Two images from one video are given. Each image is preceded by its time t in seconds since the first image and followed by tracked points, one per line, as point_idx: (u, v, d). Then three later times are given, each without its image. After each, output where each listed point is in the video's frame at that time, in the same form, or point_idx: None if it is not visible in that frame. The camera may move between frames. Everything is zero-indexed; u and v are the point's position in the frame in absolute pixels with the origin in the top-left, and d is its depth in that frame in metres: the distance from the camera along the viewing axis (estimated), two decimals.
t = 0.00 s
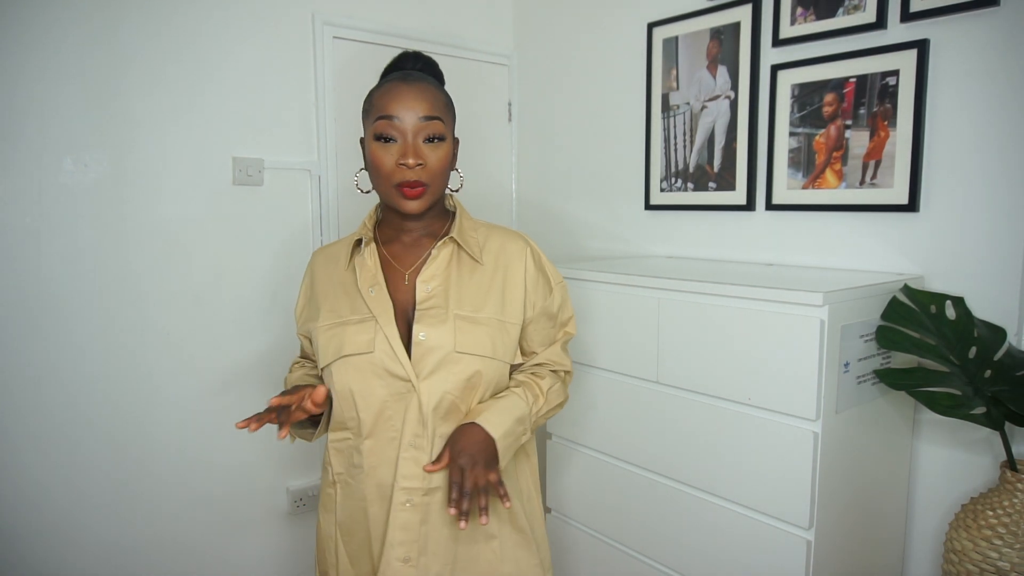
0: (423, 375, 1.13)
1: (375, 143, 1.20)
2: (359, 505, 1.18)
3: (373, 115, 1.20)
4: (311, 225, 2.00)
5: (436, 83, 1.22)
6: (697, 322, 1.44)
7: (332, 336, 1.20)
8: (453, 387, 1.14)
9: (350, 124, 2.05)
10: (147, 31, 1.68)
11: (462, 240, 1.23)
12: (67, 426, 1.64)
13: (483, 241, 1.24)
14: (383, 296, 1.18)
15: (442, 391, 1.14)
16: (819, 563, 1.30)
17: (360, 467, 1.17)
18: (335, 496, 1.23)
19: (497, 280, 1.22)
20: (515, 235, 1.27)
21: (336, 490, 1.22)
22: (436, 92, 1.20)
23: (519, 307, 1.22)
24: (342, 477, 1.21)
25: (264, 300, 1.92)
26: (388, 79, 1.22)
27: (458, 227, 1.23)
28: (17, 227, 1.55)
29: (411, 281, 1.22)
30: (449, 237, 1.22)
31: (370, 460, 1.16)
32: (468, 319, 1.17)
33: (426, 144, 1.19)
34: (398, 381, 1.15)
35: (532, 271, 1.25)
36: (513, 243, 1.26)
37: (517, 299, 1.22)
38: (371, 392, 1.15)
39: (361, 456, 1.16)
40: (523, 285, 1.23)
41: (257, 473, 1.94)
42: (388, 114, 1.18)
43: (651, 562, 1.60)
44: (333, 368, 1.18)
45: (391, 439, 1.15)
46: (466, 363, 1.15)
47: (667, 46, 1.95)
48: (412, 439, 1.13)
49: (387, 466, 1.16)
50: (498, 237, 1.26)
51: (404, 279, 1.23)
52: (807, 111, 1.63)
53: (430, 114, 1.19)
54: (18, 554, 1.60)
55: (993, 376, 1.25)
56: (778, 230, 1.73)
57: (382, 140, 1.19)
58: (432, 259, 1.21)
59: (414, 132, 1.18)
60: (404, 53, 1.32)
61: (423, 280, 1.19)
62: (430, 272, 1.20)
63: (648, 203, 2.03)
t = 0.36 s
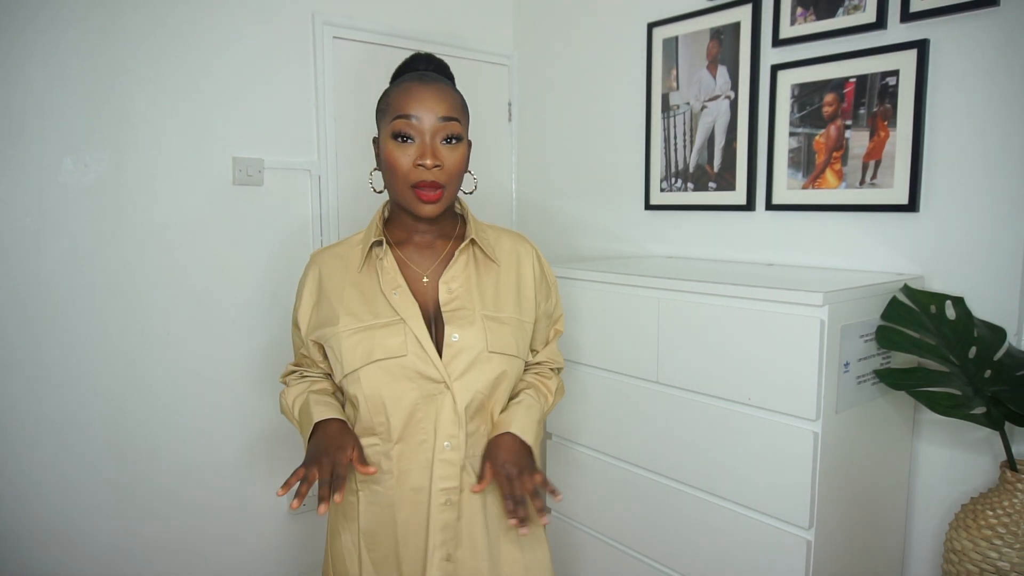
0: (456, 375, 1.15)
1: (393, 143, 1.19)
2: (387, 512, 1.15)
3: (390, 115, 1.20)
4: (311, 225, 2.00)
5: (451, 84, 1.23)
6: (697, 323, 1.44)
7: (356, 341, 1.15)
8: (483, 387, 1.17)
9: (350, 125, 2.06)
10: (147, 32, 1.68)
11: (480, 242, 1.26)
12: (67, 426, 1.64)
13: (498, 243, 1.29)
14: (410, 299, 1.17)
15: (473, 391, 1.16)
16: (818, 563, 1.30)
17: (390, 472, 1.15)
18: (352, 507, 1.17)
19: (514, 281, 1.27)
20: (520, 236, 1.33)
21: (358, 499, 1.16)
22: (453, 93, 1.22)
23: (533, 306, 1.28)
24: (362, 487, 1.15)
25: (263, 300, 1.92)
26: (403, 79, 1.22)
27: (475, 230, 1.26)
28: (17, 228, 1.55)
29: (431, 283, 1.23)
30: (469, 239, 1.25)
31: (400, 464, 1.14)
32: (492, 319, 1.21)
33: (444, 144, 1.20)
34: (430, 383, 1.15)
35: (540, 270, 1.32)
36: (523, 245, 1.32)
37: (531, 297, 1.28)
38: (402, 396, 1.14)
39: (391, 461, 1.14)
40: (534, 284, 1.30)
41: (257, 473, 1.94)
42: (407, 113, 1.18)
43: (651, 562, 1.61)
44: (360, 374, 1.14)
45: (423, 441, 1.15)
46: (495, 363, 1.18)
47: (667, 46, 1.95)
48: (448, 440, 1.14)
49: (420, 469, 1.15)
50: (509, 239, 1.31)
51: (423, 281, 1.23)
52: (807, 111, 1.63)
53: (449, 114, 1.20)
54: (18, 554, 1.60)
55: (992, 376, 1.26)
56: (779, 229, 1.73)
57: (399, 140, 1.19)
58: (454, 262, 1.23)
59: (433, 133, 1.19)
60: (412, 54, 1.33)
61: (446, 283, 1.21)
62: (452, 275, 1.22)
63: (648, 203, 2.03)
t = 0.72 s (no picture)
0: (476, 381, 1.17)
1: (407, 145, 1.19)
2: (404, 515, 1.16)
3: (404, 116, 1.20)
4: (311, 225, 2.00)
5: (461, 85, 1.24)
6: (697, 323, 1.44)
7: (375, 347, 1.14)
8: (501, 392, 1.20)
9: (349, 125, 2.06)
10: (147, 32, 1.68)
11: (492, 247, 1.28)
12: (66, 426, 1.64)
13: (506, 248, 1.32)
14: (429, 305, 1.18)
15: (492, 396, 1.18)
16: (818, 563, 1.30)
17: (409, 477, 1.15)
18: (364, 512, 1.16)
19: (523, 286, 1.31)
20: (524, 241, 1.37)
21: (368, 503, 1.15)
22: (464, 93, 1.22)
23: (540, 311, 1.32)
24: (377, 492, 1.15)
25: (263, 300, 1.92)
26: (415, 81, 1.22)
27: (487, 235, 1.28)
28: (16, 228, 1.55)
29: (445, 288, 1.24)
30: (483, 245, 1.26)
31: (418, 467, 1.16)
32: (508, 325, 1.23)
33: (458, 144, 1.20)
34: (450, 389, 1.16)
35: (543, 273, 1.36)
36: (529, 250, 1.36)
37: (537, 302, 1.32)
38: (422, 401, 1.15)
39: (409, 465, 1.15)
40: (540, 289, 1.34)
41: (257, 473, 1.94)
42: (421, 113, 1.19)
43: (650, 561, 1.61)
44: (380, 380, 1.13)
45: (441, 445, 1.17)
46: (511, 369, 1.21)
47: (667, 46, 1.95)
48: (470, 444, 1.16)
49: (438, 472, 1.17)
50: (516, 244, 1.34)
51: (436, 285, 1.24)
52: (807, 111, 1.63)
53: (461, 114, 1.21)
54: (18, 554, 1.60)
55: (993, 376, 1.26)
56: (780, 230, 1.73)
57: (414, 140, 1.19)
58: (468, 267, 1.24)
59: (447, 133, 1.19)
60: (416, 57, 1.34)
61: (462, 288, 1.22)
62: (467, 280, 1.23)
63: (648, 203, 2.03)
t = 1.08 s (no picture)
0: (475, 380, 1.17)
1: (406, 149, 1.19)
2: (404, 514, 1.16)
3: (404, 120, 1.20)
4: (310, 225, 2.00)
5: (461, 90, 1.24)
6: (697, 323, 1.44)
7: (375, 346, 1.14)
8: (500, 391, 1.20)
9: (349, 125, 2.05)
10: (146, 32, 1.68)
11: (491, 248, 1.28)
12: (66, 426, 1.64)
13: (505, 249, 1.32)
14: (428, 305, 1.18)
15: (490, 395, 1.18)
16: (818, 563, 1.30)
17: (408, 476, 1.15)
18: (362, 512, 1.15)
19: (522, 286, 1.31)
20: (523, 242, 1.37)
21: (366, 503, 1.15)
22: (464, 99, 1.22)
23: (538, 311, 1.33)
24: (375, 491, 1.15)
25: (263, 300, 1.92)
26: (414, 84, 1.22)
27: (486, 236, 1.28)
28: (17, 228, 1.55)
29: (443, 288, 1.24)
30: (482, 245, 1.27)
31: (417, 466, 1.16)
32: (507, 325, 1.24)
33: (458, 150, 1.20)
34: (448, 388, 1.16)
35: (540, 273, 1.37)
36: (528, 251, 1.36)
37: (535, 302, 1.33)
38: (421, 400, 1.15)
39: (408, 464, 1.15)
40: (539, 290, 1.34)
41: (257, 473, 1.94)
42: (421, 119, 1.19)
43: (650, 561, 1.61)
44: (379, 379, 1.13)
45: (440, 444, 1.17)
46: (510, 368, 1.21)
47: (667, 46, 1.95)
48: (469, 442, 1.17)
49: (438, 470, 1.17)
50: (516, 245, 1.34)
51: (435, 286, 1.24)
52: (807, 111, 1.63)
53: (461, 120, 1.21)
54: (18, 554, 1.60)
55: (993, 376, 1.26)
56: (779, 229, 1.73)
57: (413, 145, 1.19)
58: (467, 267, 1.24)
59: (446, 139, 1.19)
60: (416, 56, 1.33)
61: (460, 288, 1.22)
62: (466, 280, 1.23)
63: (648, 203, 2.03)
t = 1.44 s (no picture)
0: (468, 380, 1.17)
1: (400, 149, 1.19)
2: (398, 514, 1.16)
3: (398, 119, 1.20)
4: (311, 225, 2.00)
5: (456, 89, 1.24)
6: (697, 322, 1.44)
7: (368, 346, 1.14)
8: (494, 391, 1.19)
9: (349, 124, 2.05)
10: (147, 31, 1.68)
11: (486, 247, 1.28)
12: (66, 425, 1.64)
13: (502, 248, 1.32)
14: (422, 304, 1.18)
15: (484, 395, 1.18)
16: (818, 563, 1.30)
17: (402, 476, 1.15)
18: (357, 513, 1.15)
19: (518, 286, 1.31)
20: (520, 241, 1.37)
21: (361, 503, 1.15)
22: (459, 98, 1.22)
23: (534, 311, 1.33)
24: (370, 492, 1.15)
25: (263, 299, 1.92)
26: (409, 83, 1.22)
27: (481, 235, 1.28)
28: (17, 227, 1.55)
29: (438, 287, 1.24)
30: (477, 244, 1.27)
31: (411, 466, 1.16)
32: (502, 324, 1.23)
33: (452, 149, 1.20)
34: (442, 388, 1.16)
35: (537, 273, 1.36)
36: (525, 251, 1.36)
37: (531, 302, 1.33)
38: (415, 400, 1.15)
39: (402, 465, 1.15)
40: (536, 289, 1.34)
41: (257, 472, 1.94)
42: (414, 118, 1.19)
43: (650, 561, 1.61)
44: (372, 379, 1.13)
45: (434, 444, 1.17)
46: (504, 368, 1.21)
47: (667, 46, 1.95)
48: (463, 443, 1.16)
49: (433, 471, 1.17)
50: (512, 244, 1.34)
51: (430, 285, 1.24)
52: (807, 111, 1.63)
53: (455, 120, 1.21)
54: (18, 553, 1.60)
55: (993, 376, 1.26)
56: (779, 230, 1.73)
57: (407, 145, 1.19)
58: (462, 267, 1.24)
59: (440, 139, 1.19)
60: (411, 55, 1.33)
61: (455, 288, 1.22)
62: (461, 280, 1.23)
63: (648, 203, 2.03)
